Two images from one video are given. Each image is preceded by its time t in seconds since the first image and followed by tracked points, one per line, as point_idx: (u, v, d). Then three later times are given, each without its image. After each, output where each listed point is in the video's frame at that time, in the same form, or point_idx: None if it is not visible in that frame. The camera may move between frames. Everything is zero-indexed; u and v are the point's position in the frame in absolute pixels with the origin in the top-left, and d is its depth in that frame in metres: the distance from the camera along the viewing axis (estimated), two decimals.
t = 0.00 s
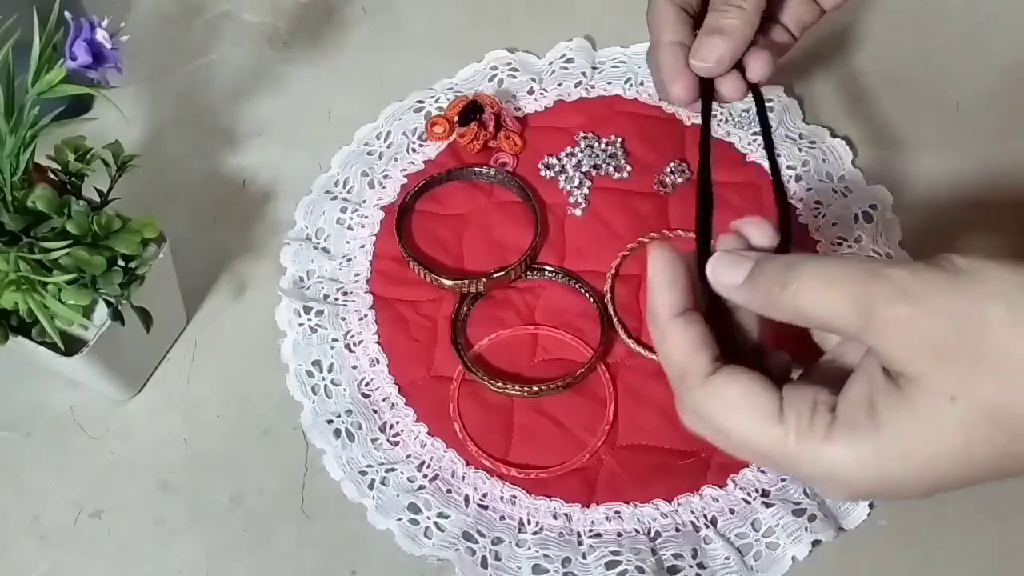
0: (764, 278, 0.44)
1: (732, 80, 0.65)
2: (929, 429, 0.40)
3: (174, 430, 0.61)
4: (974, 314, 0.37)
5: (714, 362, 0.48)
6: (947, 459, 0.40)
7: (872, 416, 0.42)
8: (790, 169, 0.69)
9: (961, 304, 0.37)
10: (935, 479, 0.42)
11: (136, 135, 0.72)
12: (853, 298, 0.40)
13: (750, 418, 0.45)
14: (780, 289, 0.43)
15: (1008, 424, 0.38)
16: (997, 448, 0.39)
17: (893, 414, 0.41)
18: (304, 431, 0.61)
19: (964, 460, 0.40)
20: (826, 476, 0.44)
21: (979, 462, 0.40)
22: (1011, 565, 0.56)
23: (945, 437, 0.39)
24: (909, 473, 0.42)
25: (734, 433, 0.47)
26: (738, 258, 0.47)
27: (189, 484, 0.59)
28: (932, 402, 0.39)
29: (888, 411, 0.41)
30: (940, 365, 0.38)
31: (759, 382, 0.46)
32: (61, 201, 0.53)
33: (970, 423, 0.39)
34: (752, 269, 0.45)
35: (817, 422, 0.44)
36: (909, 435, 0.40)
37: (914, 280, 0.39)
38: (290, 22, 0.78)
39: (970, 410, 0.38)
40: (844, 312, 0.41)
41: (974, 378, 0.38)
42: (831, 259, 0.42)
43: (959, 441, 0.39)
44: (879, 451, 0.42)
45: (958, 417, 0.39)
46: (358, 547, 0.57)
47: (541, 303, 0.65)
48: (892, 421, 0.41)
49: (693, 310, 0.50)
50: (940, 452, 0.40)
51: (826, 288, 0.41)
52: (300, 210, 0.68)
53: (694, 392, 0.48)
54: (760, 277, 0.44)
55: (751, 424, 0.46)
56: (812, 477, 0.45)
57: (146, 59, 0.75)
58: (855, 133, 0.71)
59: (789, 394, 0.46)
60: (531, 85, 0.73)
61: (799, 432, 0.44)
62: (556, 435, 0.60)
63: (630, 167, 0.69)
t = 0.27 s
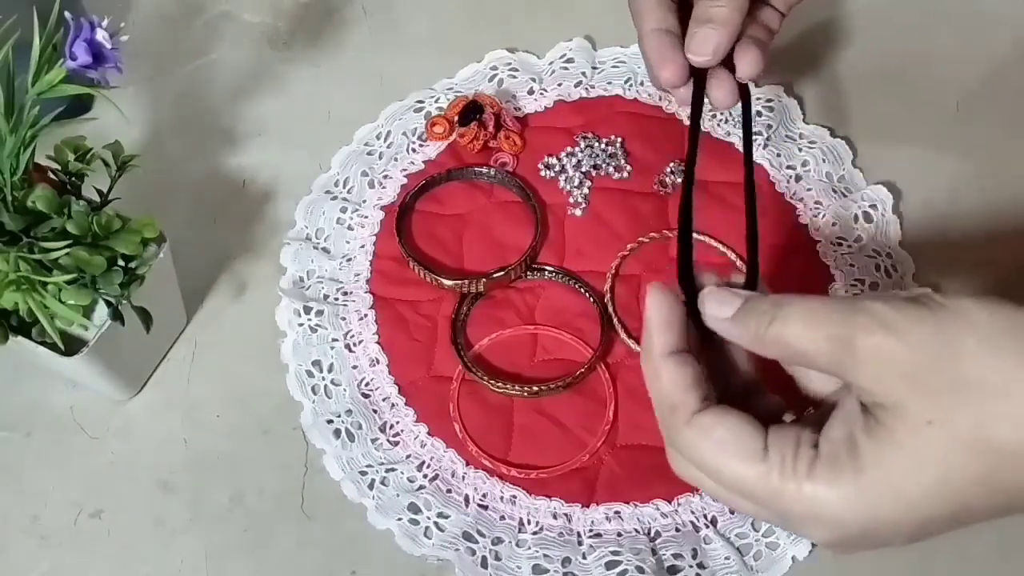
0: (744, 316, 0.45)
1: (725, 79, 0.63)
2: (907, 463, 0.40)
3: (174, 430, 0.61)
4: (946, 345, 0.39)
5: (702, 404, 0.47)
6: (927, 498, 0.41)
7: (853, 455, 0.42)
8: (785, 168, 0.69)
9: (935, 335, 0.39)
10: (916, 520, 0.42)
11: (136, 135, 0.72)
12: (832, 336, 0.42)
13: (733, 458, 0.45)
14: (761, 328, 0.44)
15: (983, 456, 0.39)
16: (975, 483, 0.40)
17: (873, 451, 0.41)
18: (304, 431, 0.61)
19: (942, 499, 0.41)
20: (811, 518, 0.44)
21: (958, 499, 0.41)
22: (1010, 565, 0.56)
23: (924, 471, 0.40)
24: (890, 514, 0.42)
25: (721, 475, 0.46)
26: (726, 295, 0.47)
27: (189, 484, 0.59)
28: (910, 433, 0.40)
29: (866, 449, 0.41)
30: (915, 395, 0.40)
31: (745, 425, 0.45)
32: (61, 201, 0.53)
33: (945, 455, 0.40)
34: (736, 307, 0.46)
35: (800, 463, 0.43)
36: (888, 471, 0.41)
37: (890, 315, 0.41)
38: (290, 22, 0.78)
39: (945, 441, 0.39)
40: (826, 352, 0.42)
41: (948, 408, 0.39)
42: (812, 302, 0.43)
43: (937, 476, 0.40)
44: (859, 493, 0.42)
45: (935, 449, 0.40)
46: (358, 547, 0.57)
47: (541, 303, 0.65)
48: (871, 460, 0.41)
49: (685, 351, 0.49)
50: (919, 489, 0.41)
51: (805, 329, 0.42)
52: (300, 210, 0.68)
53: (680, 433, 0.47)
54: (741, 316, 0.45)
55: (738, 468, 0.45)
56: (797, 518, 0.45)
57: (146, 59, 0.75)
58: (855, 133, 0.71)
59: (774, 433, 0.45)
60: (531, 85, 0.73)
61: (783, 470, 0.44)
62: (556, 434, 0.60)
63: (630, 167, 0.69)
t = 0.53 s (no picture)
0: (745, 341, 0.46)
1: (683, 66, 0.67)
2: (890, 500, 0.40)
3: (174, 430, 0.61)
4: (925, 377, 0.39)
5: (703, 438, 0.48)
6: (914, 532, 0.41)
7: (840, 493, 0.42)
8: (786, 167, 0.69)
9: (914, 367, 0.39)
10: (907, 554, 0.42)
11: (136, 135, 0.72)
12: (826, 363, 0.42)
13: (729, 494, 0.45)
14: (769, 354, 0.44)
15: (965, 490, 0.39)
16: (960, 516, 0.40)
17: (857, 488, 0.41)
18: (304, 431, 0.61)
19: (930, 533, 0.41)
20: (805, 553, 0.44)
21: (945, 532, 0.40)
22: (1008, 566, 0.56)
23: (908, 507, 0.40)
24: (880, 550, 0.42)
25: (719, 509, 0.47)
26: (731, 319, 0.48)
27: (189, 484, 0.59)
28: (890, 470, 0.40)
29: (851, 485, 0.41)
30: (893, 432, 0.40)
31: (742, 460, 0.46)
32: (61, 201, 0.53)
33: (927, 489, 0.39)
34: (739, 328, 0.46)
35: (791, 499, 0.43)
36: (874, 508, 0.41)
37: (874, 345, 0.41)
38: (289, 22, 0.78)
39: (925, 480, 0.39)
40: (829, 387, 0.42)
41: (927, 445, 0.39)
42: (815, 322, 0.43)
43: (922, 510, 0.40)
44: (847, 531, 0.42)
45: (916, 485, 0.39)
46: (358, 547, 0.57)
47: (541, 303, 0.65)
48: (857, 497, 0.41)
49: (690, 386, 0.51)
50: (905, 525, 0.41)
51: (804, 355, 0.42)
52: (300, 210, 0.68)
53: (682, 467, 0.48)
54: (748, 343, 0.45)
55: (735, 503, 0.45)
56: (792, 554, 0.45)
57: (146, 59, 0.75)
58: (855, 133, 0.71)
59: (768, 468, 0.46)
60: (531, 85, 0.73)
61: (775, 507, 0.44)
62: (556, 434, 0.60)
63: (630, 167, 0.69)
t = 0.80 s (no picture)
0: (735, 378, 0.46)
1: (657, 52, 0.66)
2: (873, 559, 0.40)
3: (174, 430, 0.61)
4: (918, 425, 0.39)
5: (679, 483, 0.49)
6: None
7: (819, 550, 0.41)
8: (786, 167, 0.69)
9: (909, 415, 0.39)
10: None
11: (136, 135, 0.72)
12: (810, 398, 0.42)
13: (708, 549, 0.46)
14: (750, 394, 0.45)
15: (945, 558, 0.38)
16: None
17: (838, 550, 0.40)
18: (304, 431, 0.61)
19: None
20: None
21: None
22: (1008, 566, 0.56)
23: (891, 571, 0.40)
24: None
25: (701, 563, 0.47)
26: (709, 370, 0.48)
27: (189, 484, 0.59)
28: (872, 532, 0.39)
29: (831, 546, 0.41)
30: (883, 481, 0.39)
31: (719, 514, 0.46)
32: (61, 201, 0.53)
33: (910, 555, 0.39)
34: (730, 358, 0.46)
35: (770, 551, 0.43)
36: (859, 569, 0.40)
37: (867, 389, 0.41)
38: (289, 22, 0.78)
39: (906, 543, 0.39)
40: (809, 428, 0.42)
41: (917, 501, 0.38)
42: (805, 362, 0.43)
43: None
44: None
45: (896, 546, 0.39)
46: (359, 547, 0.57)
47: (541, 303, 0.65)
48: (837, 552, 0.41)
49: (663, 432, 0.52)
50: None
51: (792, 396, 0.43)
52: (301, 210, 0.68)
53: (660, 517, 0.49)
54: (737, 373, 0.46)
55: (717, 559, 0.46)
56: None
57: (146, 59, 0.75)
58: (856, 133, 0.71)
59: (748, 519, 0.46)
60: (531, 85, 0.73)
61: (754, 559, 0.44)
62: (556, 434, 0.60)
63: (630, 167, 0.69)
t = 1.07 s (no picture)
0: (754, 358, 0.47)
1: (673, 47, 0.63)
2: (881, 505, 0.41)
3: (174, 430, 0.61)
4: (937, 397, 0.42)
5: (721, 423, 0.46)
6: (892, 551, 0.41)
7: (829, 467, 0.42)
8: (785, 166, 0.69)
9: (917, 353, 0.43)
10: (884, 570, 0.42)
11: (136, 135, 0.72)
12: (824, 367, 0.45)
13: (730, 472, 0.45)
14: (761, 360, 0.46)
15: (949, 521, 0.40)
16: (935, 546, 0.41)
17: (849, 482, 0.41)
18: (304, 431, 0.61)
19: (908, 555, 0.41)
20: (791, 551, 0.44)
21: (917, 559, 0.41)
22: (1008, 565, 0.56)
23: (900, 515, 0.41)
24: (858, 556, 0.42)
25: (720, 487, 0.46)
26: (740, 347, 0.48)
27: (189, 484, 0.59)
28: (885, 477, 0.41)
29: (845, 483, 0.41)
30: (895, 405, 0.42)
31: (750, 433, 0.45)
32: (62, 201, 0.53)
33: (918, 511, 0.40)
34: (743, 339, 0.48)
35: (779, 470, 0.43)
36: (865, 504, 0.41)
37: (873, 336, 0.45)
38: (289, 22, 0.78)
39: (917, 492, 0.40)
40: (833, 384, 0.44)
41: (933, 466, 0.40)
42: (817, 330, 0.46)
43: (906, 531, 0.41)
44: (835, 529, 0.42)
45: (904, 501, 0.40)
46: (359, 547, 0.57)
47: (541, 303, 0.65)
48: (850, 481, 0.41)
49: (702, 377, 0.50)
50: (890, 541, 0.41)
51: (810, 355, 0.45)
52: (301, 210, 0.68)
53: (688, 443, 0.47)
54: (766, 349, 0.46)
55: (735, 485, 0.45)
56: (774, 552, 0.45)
57: (146, 59, 0.75)
58: (856, 133, 0.71)
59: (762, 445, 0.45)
60: (531, 85, 0.73)
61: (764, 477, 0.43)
62: (556, 434, 0.60)
63: (630, 167, 0.69)
